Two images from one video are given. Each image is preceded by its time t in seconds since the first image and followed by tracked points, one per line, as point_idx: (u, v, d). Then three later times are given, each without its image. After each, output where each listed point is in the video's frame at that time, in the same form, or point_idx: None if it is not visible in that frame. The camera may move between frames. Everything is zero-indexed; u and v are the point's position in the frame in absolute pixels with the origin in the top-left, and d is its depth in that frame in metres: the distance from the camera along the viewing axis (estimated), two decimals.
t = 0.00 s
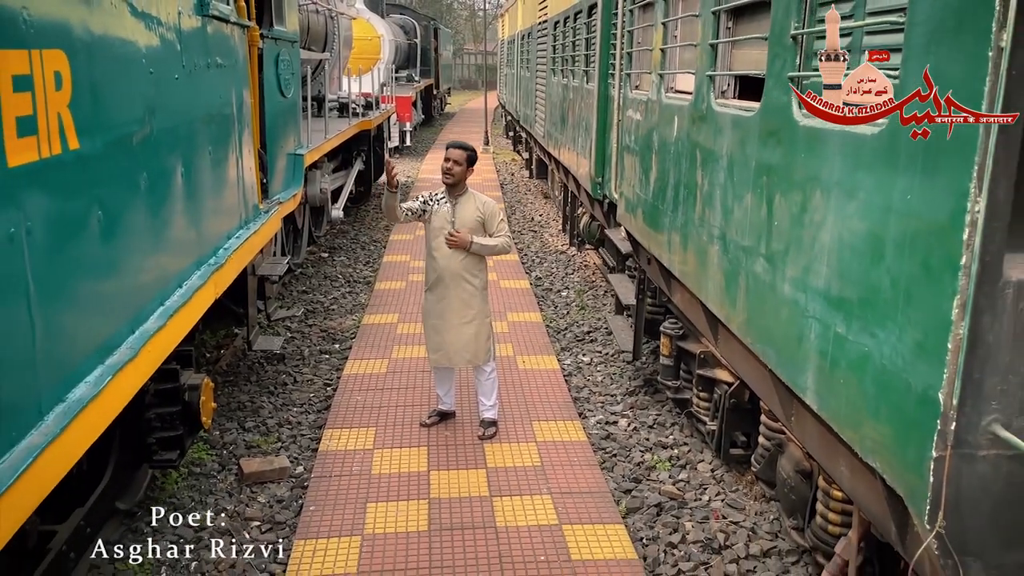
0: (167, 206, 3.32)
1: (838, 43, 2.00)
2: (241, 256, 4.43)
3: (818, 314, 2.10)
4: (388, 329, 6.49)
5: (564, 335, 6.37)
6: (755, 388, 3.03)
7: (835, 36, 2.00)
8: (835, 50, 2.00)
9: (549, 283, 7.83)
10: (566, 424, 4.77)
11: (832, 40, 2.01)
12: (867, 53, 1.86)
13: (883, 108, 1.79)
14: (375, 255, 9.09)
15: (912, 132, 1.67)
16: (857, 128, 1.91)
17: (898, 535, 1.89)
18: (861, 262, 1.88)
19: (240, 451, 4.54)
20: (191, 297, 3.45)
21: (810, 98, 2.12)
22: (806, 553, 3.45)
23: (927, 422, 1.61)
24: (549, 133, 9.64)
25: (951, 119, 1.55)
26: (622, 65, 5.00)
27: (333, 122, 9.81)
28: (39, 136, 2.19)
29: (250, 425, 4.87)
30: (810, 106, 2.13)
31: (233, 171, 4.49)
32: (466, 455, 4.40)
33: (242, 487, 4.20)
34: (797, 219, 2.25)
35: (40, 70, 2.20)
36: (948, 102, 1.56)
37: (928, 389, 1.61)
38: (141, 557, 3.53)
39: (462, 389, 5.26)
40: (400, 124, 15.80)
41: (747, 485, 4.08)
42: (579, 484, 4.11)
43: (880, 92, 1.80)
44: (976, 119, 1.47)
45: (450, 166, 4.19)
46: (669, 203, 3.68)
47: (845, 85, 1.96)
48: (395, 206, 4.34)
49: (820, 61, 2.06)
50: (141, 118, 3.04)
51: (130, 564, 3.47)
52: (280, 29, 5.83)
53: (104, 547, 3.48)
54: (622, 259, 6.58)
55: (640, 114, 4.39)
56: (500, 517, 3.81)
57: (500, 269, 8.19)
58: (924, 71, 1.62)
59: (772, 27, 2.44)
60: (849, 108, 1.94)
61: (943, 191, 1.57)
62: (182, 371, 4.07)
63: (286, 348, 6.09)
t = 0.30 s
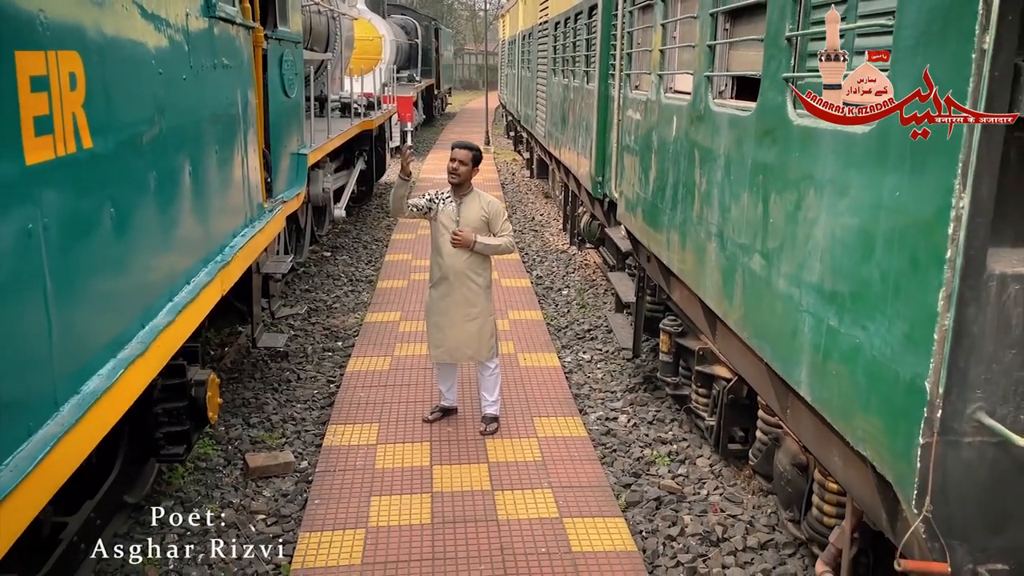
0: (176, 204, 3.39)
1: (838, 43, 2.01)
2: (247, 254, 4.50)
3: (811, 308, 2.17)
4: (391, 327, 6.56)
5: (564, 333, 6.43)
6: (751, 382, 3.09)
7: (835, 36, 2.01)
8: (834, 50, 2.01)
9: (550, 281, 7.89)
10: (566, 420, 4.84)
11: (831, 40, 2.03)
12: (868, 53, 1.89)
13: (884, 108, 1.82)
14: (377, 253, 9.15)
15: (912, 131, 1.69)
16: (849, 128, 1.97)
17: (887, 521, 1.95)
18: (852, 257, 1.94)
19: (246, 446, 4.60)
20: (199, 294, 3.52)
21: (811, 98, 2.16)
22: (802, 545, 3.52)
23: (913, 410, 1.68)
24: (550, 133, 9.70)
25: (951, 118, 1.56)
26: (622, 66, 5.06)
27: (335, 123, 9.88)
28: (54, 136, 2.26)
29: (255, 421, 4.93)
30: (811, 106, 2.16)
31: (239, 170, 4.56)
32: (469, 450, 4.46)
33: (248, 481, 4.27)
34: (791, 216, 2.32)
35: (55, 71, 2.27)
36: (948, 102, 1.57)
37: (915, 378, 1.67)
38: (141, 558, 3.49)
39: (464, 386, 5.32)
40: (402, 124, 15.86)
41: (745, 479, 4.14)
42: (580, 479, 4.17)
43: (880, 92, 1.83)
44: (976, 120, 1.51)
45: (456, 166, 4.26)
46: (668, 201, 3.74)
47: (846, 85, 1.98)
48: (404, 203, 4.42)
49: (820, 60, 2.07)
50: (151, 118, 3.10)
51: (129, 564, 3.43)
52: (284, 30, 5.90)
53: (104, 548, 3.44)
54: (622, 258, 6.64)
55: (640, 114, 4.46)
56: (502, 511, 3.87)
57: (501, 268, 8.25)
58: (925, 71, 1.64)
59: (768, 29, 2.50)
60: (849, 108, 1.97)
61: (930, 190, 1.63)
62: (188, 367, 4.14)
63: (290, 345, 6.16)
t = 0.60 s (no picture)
0: (183, 200, 3.46)
1: (839, 44, 2.05)
2: (252, 250, 4.57)
3: (804, 299, 2.23)
4: (393, 323, 6.62)
5: (565, 330, 6.49)
6: (747, 374, 3.16)
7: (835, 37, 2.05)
8: (835, 50, 2.04)
9: (550, 279, 7.96)
10: (567, 415, 4.90)
11: (833, 41, 2.07)
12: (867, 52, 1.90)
13: (883, 108, 1.84)
14: (379, 252, 9.21)
15: (912, 132, 1.71)
16: (840, 123, 2.04)
17: (876, 504, 2.01)
18: (844, 248, 2.01)
19: (251, 440, 4.67)
20: (206, 288, 3.59)
21: (811, 99, 2.18)
22: (798, 535, 3.58)
23: (901, 394, 1.74)
24: (550, 132, 9.77)
25: (950, 119, 1.59)
26: (622, 65, 5.13)
27: (337, 122, 9.95)
28: (69, 133, 2.34)
29: (259, 416, 5.00)
30: (811, 106, 2.18)
31: (244, 167, 4.63)
32: (471, 444, 4.53)
33: (253, 474, 4.33)
34: (785, 209, 2.38)
35: (71, 70, 2.34)
36: (948, 102, 1.59)
37: (902, 363, 1.74)
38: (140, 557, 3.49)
39: (466, 381, 5.38)
40: (402, 123, 15.96)
41: (743, 472, 4.21)
42: (580, 471, 4.24)
43: (880, 92, 1.85)
44: (976, 120, 1.57)
45: (463, 164, 4.33)
46: (667, 198, 3.81)
47: (846, 85, 1.99)
48: (410, 200, 4.51)
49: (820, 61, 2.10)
50: (160, 115, 3.17)
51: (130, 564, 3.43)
52: (288, 30, 5.97)
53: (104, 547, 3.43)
54: (622, 255, 6.71)
55: (639, 112, 4.52)
56: (503, 502, 3.94)
57: (502, 266, 8.31)
58: (925, 71, 1.66)
59: (763, 28, 2.57)
60: (848, 108, 1.98)
61: (916, 182, 1.70)
62: (195, 361, 4.21)
63: (293, 342, 6.22)
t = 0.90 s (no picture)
0: (190, 197, 3.54)
1: (839, 43, 2.05)
2: (256, 247, 4.65)
3: (793, 290, 2.31)
4: (394, 320, 6.70)
5: (564, 327, 6.57)
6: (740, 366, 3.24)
7: (835, 37, 2.05)
8: (834, 50, 2.05)
9: (550, 277, 8.03)
10: (566, 410, 4.98)
11: (832, 41, 2.07)
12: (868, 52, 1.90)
13: (884, 108, 1.83)
14: (381, 250, 9.29)
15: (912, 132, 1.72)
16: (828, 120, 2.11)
17: (862, 487, 2.07)
18: (831, 241, 2.09)
19: (255, 434, 4.74)
20: (212, 283, 3.67)
21: (811, 98, 2.17)
22: (792, 525, 3.66)
23: (883, 379, 1.82)
24: (550, 131, 9.84)
25: (951, 119, 1.65)
26: (620, 65, 5.21)
27: (339, 122, 10.03)
28: (83, 130, 2.42)
29: (263, 410, 5.07)
30: (811, 107, 2.17)
31: (248, 165, 4.71)
32: (471, 438, 4.60)
33: (257, 466, 4.41)
34: (776, 204, 2.46)
35: (84, 69, 2.42)
36: (948, 102, 1.64)
37: (885, 350, 1.82)
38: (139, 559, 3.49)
39: (466, 376, 5.46)
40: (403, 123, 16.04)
41: (738, 464, 4.28)
42: (579, 463, 4.32)
43: (880, 92, 1.85)
44: (976, 119, 1.66)
45: (466, 163, 4.40)
46: (664, 195, 3.88)
47: (844, 84, 1.98)
48: (415, 199, 4.62)
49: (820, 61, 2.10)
50: (169, 114, 3.25)
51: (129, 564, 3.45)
52: (291, 30, 6.05)
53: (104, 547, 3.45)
54: (621, 253, 6.78)
55: (637, 112, 4.60)
56: (503, 493, 4.01)
57: (502, 264, 8.39)
58: (926, 72, 1.67)
59: (755, 29, 2.65)
60: (849, 108, 1.98)
61: (898, 176, 1.77)
62: (201, 355, 4.29)
63: (296, 338, 6.30)
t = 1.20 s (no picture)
0: (195, 193, 3.60)
1: (838, 43, 2.04)
2: (259, 243, 4.72)
3: (783, 281, 2.38)
4: (395, 317, 6.77)
5: (564, 323, 6.63)
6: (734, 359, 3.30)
7: (835, 36, 2.04)
8: (835, 50, 2.04)
9: (550, 275, 8.10)
10: (565, 404, 5.04)
11: (832, 41, 2.06)
12: (868, 51, 1.89)
13: (884, 108, 1.83)
14: (382, 248, 9.36)
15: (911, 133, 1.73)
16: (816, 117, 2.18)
17: (848, 472, 2.14)
18: (819, 233, 2.15)
19: (258, 427, 4.81)
20: (217, 277, 3.74)
21: (811, 98, 2.15)
22: (786, 516, 3.72)
23: (867, 366, 1.89)
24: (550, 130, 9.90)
25: (951, 118, 1.72)
26: (619, 64, 5.27)
27: (341, 121, 10.09)
28: (93, 126, 2.49)
29: (266, 404, 5.14)
30: (811, 106, 2.16)
31: (251, 162, 4.77)
32: (471, 431, 4.67)
33: (261, 459, 4.47)
34: (767, 198, 2.53)
35: (94, 66, 2.49)
36: (948, 102, 1.71)
37: (868, 338, 1.88)
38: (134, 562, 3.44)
39: (467, 372, 5.52)
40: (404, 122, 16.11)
41: (734, 458, 4.35)
42: (577, 456, 4.38)
43: (880, 92, 1.85)
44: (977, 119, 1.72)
45: (467, 161, 4.47)
46: (660, 191, 3.95)
47: (845, 84, 1.98)
48: (416, 197, 4.70)
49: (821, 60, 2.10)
50: (174, 111, 3.32)
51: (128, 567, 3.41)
52: (293, 30, 6.11)
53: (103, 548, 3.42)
54: (620, 250, 6.84)
55: (634, 110, 4.66)
56: (502, 485, 4.08)
57: (502, 262, 8.45)
58: (925, 72, 1.70)
59: (748, 28, 2.71)
60: (849, 108, 1.97)
61: (880, 170, 1.84)
62: (205, 350, 4.36)
63: (298, 334, 6.36)
